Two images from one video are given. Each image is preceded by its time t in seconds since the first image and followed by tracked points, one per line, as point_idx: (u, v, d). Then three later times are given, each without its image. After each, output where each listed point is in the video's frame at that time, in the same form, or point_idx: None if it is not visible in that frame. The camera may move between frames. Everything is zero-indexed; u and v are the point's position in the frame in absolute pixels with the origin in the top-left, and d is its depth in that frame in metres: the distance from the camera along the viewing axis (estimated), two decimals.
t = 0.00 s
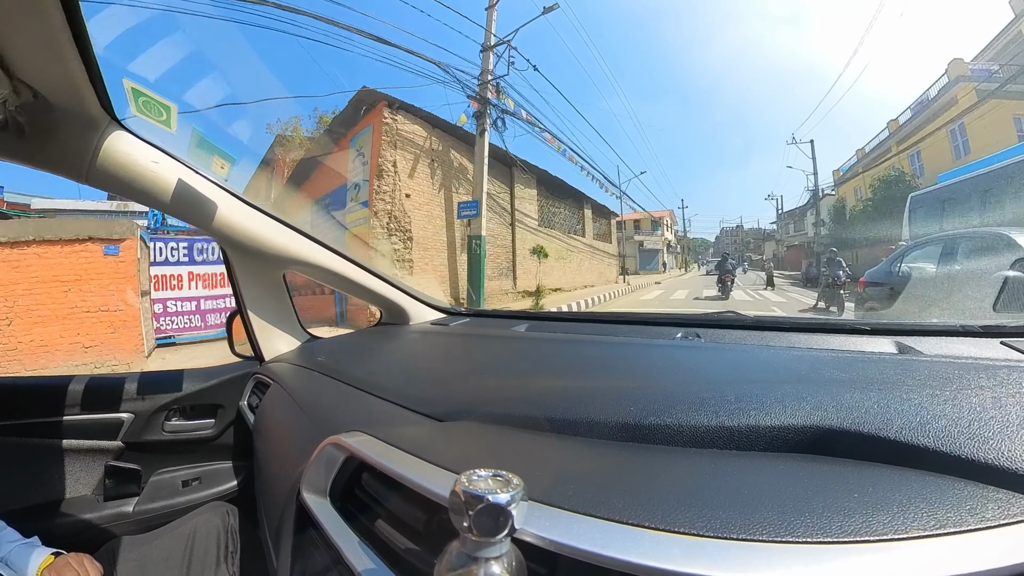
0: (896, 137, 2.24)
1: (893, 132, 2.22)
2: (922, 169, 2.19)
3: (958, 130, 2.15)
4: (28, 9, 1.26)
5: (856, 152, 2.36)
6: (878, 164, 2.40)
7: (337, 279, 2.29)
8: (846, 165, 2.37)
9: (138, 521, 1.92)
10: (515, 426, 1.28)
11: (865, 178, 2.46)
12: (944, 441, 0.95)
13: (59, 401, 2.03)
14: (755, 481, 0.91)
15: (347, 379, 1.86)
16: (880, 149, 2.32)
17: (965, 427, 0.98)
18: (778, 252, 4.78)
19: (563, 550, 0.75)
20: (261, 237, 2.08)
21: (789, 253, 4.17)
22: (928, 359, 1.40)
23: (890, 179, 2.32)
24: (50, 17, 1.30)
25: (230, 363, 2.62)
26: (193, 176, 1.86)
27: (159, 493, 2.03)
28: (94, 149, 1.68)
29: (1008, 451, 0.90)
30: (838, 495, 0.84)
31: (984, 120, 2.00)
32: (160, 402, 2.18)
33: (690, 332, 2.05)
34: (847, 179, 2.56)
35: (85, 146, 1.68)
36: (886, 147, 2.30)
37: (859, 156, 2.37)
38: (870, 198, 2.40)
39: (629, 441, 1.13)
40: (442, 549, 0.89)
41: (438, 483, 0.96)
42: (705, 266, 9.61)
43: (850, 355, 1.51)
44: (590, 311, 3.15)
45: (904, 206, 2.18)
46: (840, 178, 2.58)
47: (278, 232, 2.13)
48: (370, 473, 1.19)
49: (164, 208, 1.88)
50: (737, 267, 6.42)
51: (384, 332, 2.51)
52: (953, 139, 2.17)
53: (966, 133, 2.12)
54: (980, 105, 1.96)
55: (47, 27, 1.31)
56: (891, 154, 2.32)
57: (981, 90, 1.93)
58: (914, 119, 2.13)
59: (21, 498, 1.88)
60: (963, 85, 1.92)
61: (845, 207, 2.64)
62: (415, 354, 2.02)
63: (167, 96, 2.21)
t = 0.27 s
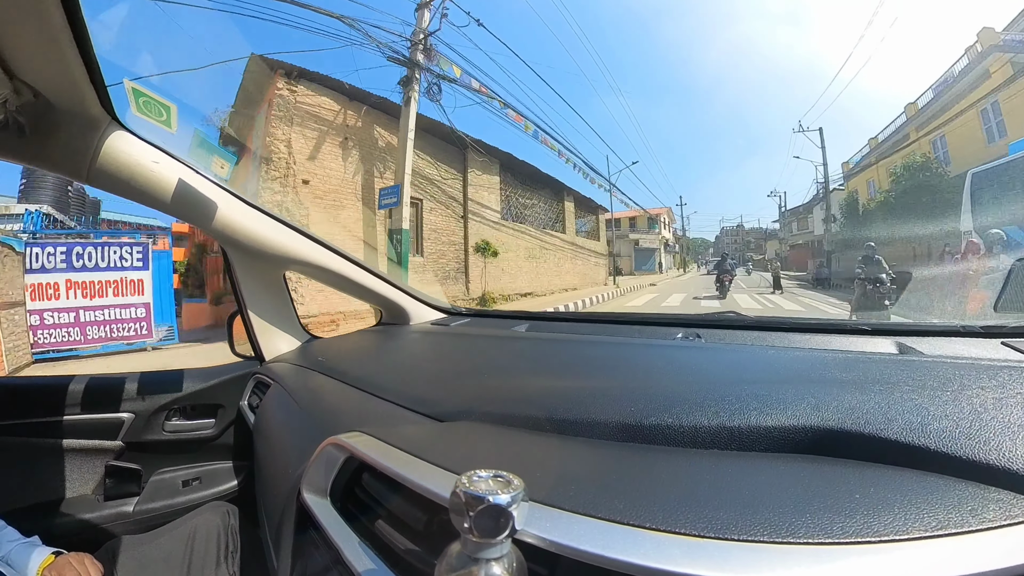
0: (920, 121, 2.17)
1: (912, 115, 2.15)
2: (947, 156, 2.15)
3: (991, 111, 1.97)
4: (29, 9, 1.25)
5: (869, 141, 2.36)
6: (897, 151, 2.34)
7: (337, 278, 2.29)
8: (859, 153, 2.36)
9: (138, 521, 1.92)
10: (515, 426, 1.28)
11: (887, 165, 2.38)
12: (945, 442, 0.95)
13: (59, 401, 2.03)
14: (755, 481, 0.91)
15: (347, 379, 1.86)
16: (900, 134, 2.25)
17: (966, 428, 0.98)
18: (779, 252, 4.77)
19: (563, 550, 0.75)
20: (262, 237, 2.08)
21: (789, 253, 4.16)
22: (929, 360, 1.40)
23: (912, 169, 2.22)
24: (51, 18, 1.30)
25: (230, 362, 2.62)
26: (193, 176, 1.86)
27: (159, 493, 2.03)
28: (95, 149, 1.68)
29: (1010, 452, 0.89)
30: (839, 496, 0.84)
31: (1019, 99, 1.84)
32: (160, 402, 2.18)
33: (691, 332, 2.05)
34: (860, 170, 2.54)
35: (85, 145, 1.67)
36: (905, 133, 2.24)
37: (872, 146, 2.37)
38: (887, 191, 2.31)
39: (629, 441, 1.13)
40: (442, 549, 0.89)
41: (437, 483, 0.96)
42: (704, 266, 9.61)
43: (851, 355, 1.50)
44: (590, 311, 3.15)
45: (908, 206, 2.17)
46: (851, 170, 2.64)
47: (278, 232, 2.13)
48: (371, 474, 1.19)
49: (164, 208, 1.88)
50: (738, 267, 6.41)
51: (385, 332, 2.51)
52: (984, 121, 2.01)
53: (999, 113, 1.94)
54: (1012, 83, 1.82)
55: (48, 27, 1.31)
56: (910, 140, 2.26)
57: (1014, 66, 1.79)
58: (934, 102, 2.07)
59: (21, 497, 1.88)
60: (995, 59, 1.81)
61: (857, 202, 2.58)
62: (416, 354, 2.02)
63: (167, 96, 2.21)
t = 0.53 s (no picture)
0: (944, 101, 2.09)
1: (935, 94, 2.06)
2: (979, 138, 2.05)
3: None
4: (29, 8, 1.25)
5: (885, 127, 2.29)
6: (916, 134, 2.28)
7: (338, 278, 2.29)
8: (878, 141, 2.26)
9: (139, 520, 1.92)
10: (516, 424, 1.28)
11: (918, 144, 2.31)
12: (946, 441, 0.95)
13: (60, 401, 2.03)
14: (755, 480, 0.91)
15: (348, 378, 1.87)
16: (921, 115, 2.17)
17: (966, 428, 0.98)
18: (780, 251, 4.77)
19: (564, 548, 0.75)
20: (262, 237, 2.09)
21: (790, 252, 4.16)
22: (930, 359, 1.40)
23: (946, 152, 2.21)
24: (51, 18, 1.29)
25: (231, 361, 2.63)
26: (193, 176, 1.86)
27: (160, 493, 2.04)
28: (95, 149, 1.68)
29: (1010, 451, 0.89)
30: (840, 494, 0.84)
31: None
32: (161, 401, 2.19)
33: (692, 331, 2.05)
34: (874, 160, 2.47)
35: (85, 144, 1.67)
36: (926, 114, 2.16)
37: (889, 132, 2.30)
38: (915, 178, 2.31)
39: (630, 440, 1.13)
40: (443, 547, 0.89)
41: (439, 482, 0.96)
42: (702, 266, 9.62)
43: (851, 354, 1.51)
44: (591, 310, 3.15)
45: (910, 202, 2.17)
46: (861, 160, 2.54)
47: (279, 232, 2.13)
48: (372, 473, 1.20)
49: (165, 207, 1.88)
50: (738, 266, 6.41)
51: (386, 331, 2.51)
52: None
53: None
54: None
55: (48, 27, 1.31)
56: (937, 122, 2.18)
57: None
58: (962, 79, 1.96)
59: (23, 496, 1.89)
60: None
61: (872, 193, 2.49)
62: (417, 353, 2.03)
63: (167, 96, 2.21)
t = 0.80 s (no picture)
0: (973, 77, 1.85)
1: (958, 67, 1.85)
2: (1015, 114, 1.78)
3: None
4: (30, 6, 1.25)
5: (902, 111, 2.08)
6: (939, 118, 2.04)
7: (338, 276, 2.29)
8: (893, 123, 2.04)
9: (138, 517, 1.93)
10: (515, 424, 1.28)
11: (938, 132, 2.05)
12: (946, 444, 0.95)
13: (60, 397, 2.04)
14: (754, 481, 0.91)
15: (348, 376, 1.87)
16: (944, 97, 1.95)
17: (966, 431, 0.98)
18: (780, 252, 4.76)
19: (563, 548, 0.75)
20: (263, 234, 2.09)
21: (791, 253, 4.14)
22: (929, 362, 1.40)
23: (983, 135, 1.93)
24: (52, 16, 1.29)
25: (231, 359, 2.63)
26: (193, 173, 1.86)
27: (160, 490, 2.04)
28: (96, 146, 1.68)
29: (1010, 455, 0.89)
30: (839, 497, 0.84)
31: None
32: (161, 398, 2.19)
33: (692, 331, 2.05)
34: (888, 150, 2.28)
35: (86, 141, 1.67)
36: (954, 93, 1.91)
37: (906, 117, 2.09)
38: (934, 169, 2.04)
39: (629, 440, 1.13)
40: (441, 546, 0.89)
41: (437, 481, 0.96)
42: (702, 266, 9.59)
43: (851, 356, 1.50)
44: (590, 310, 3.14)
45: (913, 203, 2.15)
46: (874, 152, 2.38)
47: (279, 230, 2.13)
48: (370, 471, 1.20)
49: (165, 204, 1.88)
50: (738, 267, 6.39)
51: (386, 329, 2.51)
52: None
53: None
54: None
55: (50, 24, 1.31)
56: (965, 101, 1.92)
57: None
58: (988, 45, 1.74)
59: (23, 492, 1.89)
60: None
61: (889, 185, 2.31)
62: (416, 351, 2.03)
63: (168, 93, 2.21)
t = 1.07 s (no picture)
0: (1010, 44, 1.77)
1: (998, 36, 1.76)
2: None
3: None
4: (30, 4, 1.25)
5: (924, 91, 2.03)
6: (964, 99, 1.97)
7: (338, 274, 2.30)
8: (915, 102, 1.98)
9: (139, 513, 1.93)
10: (515, 422, 1.28)
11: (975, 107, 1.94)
12: (945, 444, 0.95)
13: (61, 394, 2.05)
14: (753, 480, 0.91)
15: (348, 374, 1.87)
16: (978, 68, 1.86)
17: (965, 431, 0.98)
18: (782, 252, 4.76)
19: (562, 545, 0.75)
20: (264, 232, 2.09)
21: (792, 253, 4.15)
22: (929, 362, 1.40)
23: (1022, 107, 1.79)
24: (51, 14, 1.29)
25: (232, 356, 2.64)
26: (193, 171, 1.86)
27: (160, 487, 2.04)
28: (97, 144, 1.68)
29: (1009, 456, 0.89)
30: (838, 496, 0.84)
31: None
32: (162, 396, 2.21)
33: (692, 330, 2.05)
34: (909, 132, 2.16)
35: (87, 139, 1.68)
36: (987, 64, 1.84)
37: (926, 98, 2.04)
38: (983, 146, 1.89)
39: (629, 439, 1.13)
40: (441, 543, 0.89)
41: (437, 479, 0.96)
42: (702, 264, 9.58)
43: (851, 356, 1.51)
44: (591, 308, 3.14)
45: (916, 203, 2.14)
46: (889, 140, 2.22)
47: (280, 227, 2.13)
48: (371, 468, 1.20)
49: (165, 202, 1.88)
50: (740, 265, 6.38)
51: (387, 327, 2.51)
52: None
53: None
54: None
55: (50, 22, 1.31)
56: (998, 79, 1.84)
57: None
58: None
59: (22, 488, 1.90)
60: None
61: (912, 174, 2.13)
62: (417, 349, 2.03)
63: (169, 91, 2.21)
